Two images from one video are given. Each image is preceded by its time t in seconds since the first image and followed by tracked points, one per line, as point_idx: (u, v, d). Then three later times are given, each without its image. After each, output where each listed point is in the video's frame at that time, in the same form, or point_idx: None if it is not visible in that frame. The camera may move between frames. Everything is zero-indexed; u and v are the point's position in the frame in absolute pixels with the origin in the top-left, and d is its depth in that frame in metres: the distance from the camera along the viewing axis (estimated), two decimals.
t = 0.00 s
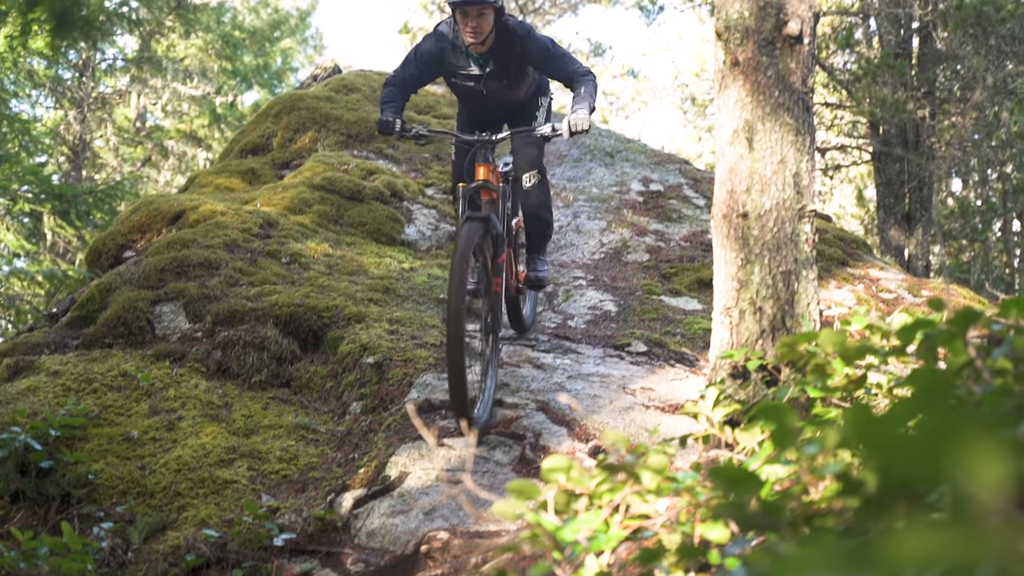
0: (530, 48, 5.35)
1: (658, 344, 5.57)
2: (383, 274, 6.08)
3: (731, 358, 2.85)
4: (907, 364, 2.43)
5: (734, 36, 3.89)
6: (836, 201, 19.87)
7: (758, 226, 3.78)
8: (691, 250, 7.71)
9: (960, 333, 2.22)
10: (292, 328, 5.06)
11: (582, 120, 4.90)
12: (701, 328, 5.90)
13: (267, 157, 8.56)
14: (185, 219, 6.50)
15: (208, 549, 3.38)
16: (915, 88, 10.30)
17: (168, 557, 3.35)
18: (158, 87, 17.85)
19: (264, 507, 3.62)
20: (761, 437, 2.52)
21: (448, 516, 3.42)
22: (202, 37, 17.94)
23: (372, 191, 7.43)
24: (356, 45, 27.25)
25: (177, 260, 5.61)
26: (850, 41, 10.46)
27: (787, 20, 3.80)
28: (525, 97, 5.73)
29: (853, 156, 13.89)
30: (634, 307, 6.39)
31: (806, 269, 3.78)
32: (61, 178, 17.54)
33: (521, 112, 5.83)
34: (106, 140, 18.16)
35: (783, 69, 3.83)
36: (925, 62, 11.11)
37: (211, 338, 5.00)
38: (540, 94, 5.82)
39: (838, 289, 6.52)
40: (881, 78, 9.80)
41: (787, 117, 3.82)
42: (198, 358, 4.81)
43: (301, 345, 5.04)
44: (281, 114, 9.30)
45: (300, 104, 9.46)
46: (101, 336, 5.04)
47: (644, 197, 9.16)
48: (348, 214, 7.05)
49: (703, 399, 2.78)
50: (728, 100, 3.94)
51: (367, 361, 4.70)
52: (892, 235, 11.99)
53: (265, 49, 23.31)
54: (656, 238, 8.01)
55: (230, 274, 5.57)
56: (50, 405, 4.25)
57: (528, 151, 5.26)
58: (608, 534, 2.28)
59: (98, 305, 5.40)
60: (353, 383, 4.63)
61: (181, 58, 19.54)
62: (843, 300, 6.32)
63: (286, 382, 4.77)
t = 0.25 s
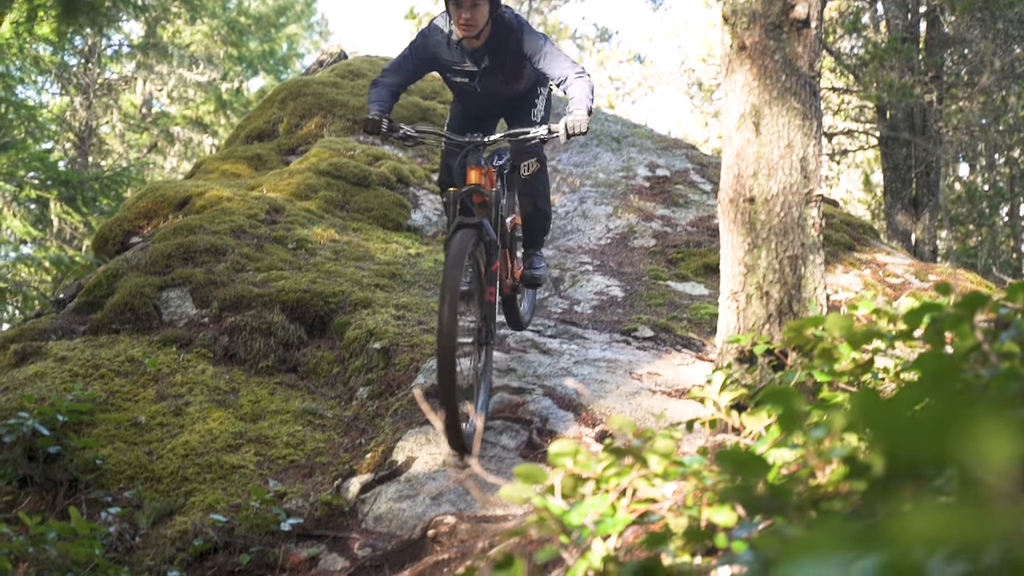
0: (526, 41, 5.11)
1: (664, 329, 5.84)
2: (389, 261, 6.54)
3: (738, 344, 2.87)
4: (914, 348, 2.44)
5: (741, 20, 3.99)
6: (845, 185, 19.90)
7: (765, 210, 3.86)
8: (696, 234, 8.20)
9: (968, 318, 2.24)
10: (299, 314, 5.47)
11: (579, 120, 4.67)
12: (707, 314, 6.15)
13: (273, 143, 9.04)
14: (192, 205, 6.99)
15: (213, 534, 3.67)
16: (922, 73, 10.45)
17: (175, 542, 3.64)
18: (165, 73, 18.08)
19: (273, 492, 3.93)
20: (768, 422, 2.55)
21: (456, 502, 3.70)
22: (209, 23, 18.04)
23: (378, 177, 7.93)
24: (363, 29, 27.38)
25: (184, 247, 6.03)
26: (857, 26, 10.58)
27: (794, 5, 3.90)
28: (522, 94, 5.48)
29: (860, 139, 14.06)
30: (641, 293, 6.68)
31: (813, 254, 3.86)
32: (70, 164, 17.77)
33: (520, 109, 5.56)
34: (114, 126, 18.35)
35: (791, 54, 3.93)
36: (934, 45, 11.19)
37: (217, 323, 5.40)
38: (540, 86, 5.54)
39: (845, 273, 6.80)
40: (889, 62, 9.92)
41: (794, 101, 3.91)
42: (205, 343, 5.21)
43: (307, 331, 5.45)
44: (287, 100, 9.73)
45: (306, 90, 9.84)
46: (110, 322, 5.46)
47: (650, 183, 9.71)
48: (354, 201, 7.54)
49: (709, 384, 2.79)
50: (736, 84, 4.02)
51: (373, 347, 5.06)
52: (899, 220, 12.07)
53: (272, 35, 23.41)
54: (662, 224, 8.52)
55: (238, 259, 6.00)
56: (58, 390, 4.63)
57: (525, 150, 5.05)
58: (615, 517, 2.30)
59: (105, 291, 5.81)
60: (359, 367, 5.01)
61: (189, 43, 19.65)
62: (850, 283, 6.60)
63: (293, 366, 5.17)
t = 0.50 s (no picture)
0: (523, 37, 5.01)
1: (672, 314, 6.18)
2: (397, 245, 6.75)
3: (745, 329, 2.85)
4: (921, 331, 2.42)
5: (750, 5, 4.13)
6: (853, 168, 20.07)
7: (773, 194, 4.00)
8: (705, 220, 8.51)
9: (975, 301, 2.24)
10: (307, 299, 5.64)
11: (577, 121, 4.52)
12: (715, 298, 6.47)
13: (281, 128, 9.39)
14: (201, 189, 7.25)
15: (222, 519, 3.86)
16: (932, 56, 10.57)
17: (185, 526, 3.83)
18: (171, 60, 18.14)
19: (280, 476, 4.12)
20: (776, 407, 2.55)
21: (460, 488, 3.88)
22: (217, 9, 18.05)
23: (387, 161, 8.15)
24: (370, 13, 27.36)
25: (191, 232, 6.20)
26: (866, 10, 10.66)
27: None
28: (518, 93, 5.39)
29: (869, 123, 14.19)
30: (649, 278, 7.12)
31: (821, 238, 3.98)
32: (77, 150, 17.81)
33: (518, 106, 5.46)
34: (120, 112, 18.36)
35: (799, 37, 4.07)
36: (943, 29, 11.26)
37: (225, 308, 5.58)
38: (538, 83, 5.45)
39: (853, 258, 7.16)
40: (897, 46, 9.98)
41: (802, 84, 4.05)
42: (213, 329, 5.36)
43: (316, 316, 5.61)
44: (294, 86, 10.14)
45: (313, 75, 10.25)
46: (118, 307, 5.61)
47: (659, 167, 10.02)
48: (362, 183, 7.77)
49: (719, 367, 2.78)
50: (744, 69, 4.16)
51: (381, 332, 5.29)
52: (907, 205, 12.16)
53: (279, 19, 23.33)
54: (670, 210, 8.86)
55: (245, 245, 6.19)
56: (69, 374, 4.78)
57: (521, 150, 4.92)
58: (623, 501, 2.31)
59: (114, 275, 5.96)
60: (368, 353, 5.23)
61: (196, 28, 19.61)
62: (858, 268, 6.96)
63: (301, 352, 5.33)
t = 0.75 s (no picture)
0: (519, 34, 4.72)
1: (682, 298, 6.45)
2: (405, 229, 6.90)
3: (756, 311, 2.85)
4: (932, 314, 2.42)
5: None
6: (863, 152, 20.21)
7: (783, 177, 4.06)
8: (715, 203, 8.97)
9: (988, 281, 2.17)
10: (317, 282, 5.80)
11: (576, 130, 4.21)
12: (724, 283, 6.79)
13: (290, 112, 9.49)
14: (209, 173, 7.43)
15: (232, 500, 4.02)
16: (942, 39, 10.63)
17: (196, 509, 3.98)
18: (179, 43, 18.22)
19: (290, 460, 4.24)
20: (786, 389, 2.55)
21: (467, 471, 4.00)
22: None
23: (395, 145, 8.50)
24: None
25: (201, 216, 6.36)
26: None
27: None
28: (515, 99, 5.02)
29: (879, 105, 14.30)
30: (658, 263, 7.54)
31: (831, 221, 4.06)
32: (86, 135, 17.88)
33: (514, 113, 5.10)
34: (129, 97, 18.47)
35: (809, 19, 4.11)
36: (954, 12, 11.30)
37: (235, 292, 5.72)
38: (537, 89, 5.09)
39: (865, 241, 7.56)
40: (908, 28, 10.08)
41: (813, 66, 4.09)
42: (223, 313, 5.51)
43: (326, 299, 5.78)
44: (303, 70, 10.26)
45: (322, 59, 10.38)
46: (129, 291, 5.74)
47: (668, 150, 10.33)
48: (371, 168, 8.00)
49: (729, 350, 2.79)
50: (754, 51, 4.22)
51: (390, 316, 5.41)
52: (918, 188, 12.15)
53: (287, 4, 23.34)
54: (680, 191, 9.33)
55: (255, 229, 6.35)
56: (81, 357, 4.93)
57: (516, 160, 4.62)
58: (634, 484, 2.29)
59: (125, 258, 6.12)
60: (376, 337, 5.35)
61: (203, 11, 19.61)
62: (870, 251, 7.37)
63: (311, 335, 5.48)
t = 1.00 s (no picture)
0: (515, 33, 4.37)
1: (691, 282, 7.01)
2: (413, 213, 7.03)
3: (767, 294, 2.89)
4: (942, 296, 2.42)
5: None
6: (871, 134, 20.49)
7: (791, 160, 4.33)
8: (721, 186, 9.90)
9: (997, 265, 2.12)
10: (325, 266, 5.92)
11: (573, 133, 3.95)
12: (731, 266, 7.50)
13: (298, 96, 9.59)
14: (217, 156, 7.60)
15: (241, 484, 4.17)
16: (952, 21, 10.79)
17: (205, 491, 4.13)
18: (188, 27, 18.33)
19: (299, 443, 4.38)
20: (794, 371, 2.62)
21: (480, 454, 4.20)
22: None
23: (404, 127, 8.39)
24: None
25: (208, 200, 6.50)
26: None
27: None
28: (510, 104, 4.63)
29: (888, 87, 14.53)
30: (668, 244, 8.26)
31: (838, 202, 4.33)
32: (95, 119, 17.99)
33: (508, 120, 4.74)
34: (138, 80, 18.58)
35: (819, 4, 4.38)
36: None
37: (243, 276, 5.84)
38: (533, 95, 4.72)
39: (873, 223, 8.20)
40: (918, 12, 10.13)
41: (822, 49, 4.36)
42: (231, 297, 5.64)
43: (334, 283, 5.90)
44: (311, 53, 10.37)
45: (330, 43, 10.53)
46: (136, 274, 5.87)
47: (676, 134, 11.46)
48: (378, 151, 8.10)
49: (737, 333, 2.85)
50: (763, 33, 4.48)
51: (397, 299, 5.54)
52: (927, 171, 12.75)
53: None
54: (687, 175, 10.27)
55: (263, 212, 6.47)
56: (91, 339, 5.06)
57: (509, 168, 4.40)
58: (641, 465, 2.32)
59: (133, 242, 6.26)
60: (384, 321, 5.45)
61: None
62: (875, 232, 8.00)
63: (319, 318, 5.61)
